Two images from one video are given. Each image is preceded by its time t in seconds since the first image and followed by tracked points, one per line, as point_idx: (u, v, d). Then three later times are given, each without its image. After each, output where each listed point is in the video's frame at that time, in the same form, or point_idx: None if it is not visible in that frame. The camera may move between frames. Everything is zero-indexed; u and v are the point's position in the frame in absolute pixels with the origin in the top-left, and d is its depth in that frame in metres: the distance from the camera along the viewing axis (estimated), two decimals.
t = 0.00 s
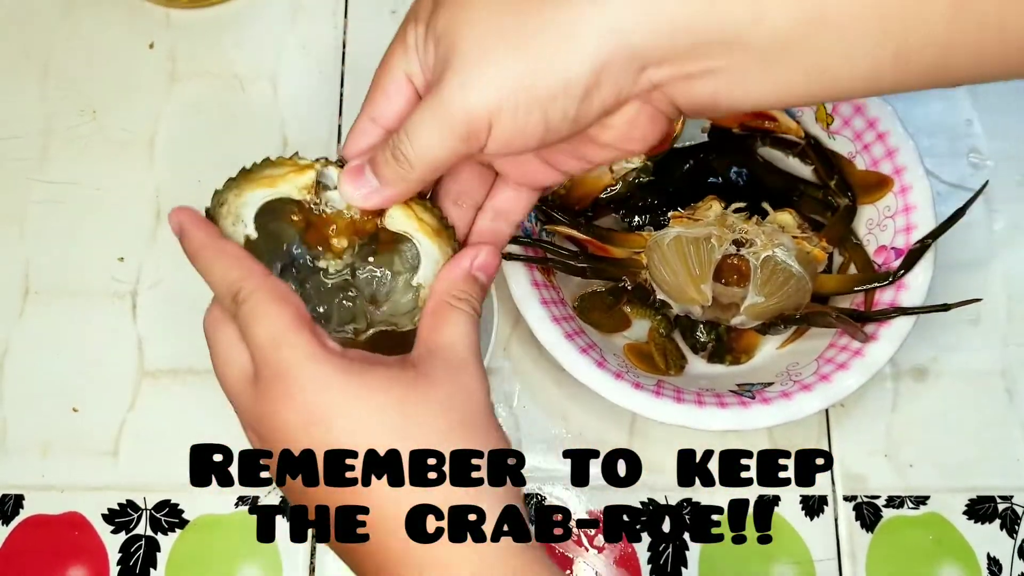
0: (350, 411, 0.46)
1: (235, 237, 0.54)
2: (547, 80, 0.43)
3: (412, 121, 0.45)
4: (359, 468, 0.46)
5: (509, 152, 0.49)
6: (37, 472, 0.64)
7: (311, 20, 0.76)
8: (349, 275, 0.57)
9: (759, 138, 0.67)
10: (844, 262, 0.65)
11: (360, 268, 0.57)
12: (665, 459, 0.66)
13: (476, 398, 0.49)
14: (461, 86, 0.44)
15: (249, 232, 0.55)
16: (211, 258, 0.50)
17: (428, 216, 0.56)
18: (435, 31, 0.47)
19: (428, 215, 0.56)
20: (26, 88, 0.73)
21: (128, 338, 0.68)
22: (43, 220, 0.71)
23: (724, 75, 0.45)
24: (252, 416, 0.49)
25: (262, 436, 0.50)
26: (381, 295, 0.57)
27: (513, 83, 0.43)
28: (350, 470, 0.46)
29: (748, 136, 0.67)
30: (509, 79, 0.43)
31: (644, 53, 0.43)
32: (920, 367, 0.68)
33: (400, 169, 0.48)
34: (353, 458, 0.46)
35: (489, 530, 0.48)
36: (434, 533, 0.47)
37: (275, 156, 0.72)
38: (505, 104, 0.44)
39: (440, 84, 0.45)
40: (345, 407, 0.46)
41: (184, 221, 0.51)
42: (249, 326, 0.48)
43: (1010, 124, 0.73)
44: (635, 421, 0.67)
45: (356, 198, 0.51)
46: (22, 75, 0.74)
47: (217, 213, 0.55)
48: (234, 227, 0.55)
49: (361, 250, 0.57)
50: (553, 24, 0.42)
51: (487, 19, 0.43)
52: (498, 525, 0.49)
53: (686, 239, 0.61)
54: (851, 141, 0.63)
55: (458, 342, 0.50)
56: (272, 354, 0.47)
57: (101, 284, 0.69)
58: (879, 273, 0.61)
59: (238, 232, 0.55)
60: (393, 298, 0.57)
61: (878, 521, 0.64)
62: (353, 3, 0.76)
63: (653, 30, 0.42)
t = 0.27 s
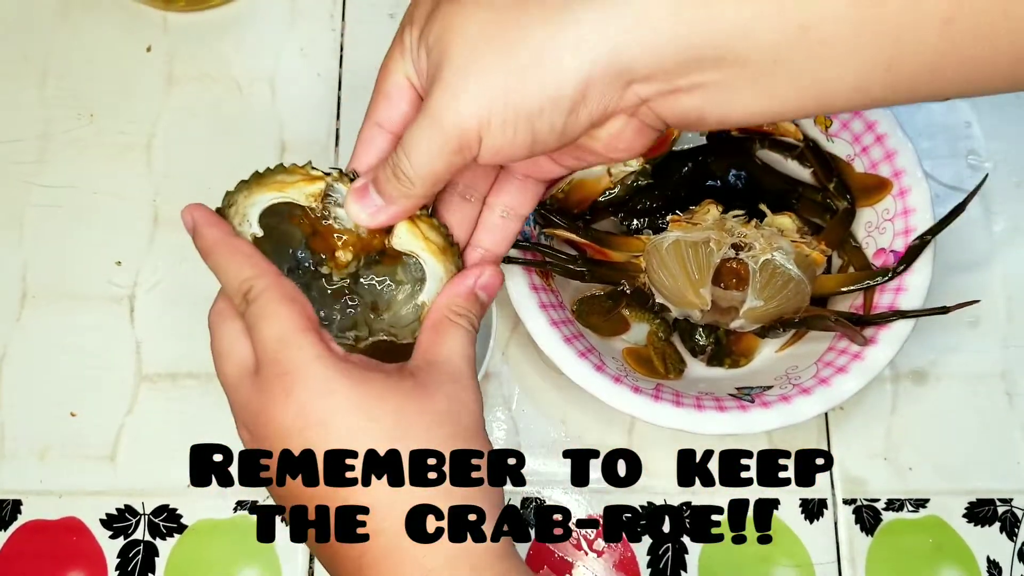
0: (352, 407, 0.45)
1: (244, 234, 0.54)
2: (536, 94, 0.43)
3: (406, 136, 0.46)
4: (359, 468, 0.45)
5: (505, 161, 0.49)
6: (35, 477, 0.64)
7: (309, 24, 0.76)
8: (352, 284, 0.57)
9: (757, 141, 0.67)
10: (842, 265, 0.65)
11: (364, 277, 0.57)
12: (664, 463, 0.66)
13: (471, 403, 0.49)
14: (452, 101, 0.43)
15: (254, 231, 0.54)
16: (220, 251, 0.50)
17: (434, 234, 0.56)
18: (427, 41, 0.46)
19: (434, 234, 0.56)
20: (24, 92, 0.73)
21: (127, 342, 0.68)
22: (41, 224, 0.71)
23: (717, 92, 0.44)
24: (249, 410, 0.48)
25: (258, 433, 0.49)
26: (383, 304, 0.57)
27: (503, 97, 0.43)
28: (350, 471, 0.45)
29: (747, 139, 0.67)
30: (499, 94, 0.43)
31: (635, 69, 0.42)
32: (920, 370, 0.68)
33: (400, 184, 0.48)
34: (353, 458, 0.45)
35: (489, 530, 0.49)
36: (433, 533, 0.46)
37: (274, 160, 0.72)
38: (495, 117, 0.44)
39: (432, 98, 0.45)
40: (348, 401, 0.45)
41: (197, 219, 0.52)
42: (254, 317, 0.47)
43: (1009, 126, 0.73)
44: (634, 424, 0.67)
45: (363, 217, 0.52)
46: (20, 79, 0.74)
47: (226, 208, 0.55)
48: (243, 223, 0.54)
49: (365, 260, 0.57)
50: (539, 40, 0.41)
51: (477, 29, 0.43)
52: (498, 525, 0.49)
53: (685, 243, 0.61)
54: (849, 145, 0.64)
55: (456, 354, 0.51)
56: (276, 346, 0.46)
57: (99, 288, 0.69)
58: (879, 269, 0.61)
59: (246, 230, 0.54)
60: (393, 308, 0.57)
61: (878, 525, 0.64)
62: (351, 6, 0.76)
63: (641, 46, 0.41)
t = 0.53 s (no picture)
0: (373, 390, 0.45)
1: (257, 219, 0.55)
2: (541, 129, 0.43)
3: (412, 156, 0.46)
4: (359, 469, 0.45)
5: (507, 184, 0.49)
6: (34, 481, 0.64)
7: (308, 26, 0.76)
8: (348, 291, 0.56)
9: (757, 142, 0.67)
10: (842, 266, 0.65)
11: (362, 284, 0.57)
12: (664, 465, 0.66)
13: (481, 397, 0.49)
14: (457, 127, 0.43)
15: (269, 216, 0.55)
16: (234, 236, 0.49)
17: (435, 245, 0.57)
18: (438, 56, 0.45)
19: (436, 245, 0.57)
20: (22, 95, 0.73)
21: (126, 345, 0.68)
22: (39, 227, 0.70)
23: (715, 126, 0.44)
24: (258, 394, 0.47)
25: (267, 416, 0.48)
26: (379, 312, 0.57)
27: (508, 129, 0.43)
28: (350, 471, 0.45)
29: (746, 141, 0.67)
30: (506, 126, 0.43)
31: (641, 109, 0.43)
32: (920, 371, 0.68)
33: (405, 199, 0.49)
34: (353, 458, 0.45)
35: (489, 530, 0.48)
36: (434, 533, 0.46)
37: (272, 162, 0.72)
38: (500, 148, 0.44)
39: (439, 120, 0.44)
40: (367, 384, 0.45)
41: (211, 205, 0.50)
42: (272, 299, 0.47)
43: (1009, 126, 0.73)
44: (634, 426, 0.67)
45: (366, 224, 0.53)
46: (18, 82, 0.74)
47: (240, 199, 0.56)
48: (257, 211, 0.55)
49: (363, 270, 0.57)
50: (547, 76, 0.41)
51: (486, 55, 0.42)
52: (498, 525, 0.48)
53: (684, 246, 0.61)
54: (849, 146, 0.63)
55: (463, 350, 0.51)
56: (295, 326, 0.46)
57: (98, 291, 0.69)
58: (874, 262, 0.61)
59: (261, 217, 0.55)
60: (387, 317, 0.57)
61: (878, 527, 0.64)
62: (349, 9, 0.76)
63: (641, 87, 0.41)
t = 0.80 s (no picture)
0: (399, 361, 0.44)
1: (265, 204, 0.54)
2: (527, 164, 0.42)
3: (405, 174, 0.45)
4: (358, 469, 0.44)
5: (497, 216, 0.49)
6: (34, 486, 0.64)
7: (307, 30, 0.76)
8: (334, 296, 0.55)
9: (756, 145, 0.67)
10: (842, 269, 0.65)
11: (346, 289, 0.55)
12: (665, 470, 0.65)
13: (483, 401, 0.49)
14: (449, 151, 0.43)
15: (278, 202, 0.55)
16: (247, 214, 0.47)
17: (422, 254, 0.56)
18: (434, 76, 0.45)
19: (422, 254, 0.56)
20: (21, 100, 0.73)
21: (125, 350, 0.68)
22: (38, 232, 0.70)
23: (705, 171, 0.45)
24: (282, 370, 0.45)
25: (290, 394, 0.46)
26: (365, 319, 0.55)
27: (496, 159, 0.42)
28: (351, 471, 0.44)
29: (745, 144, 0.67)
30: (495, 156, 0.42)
31: (633, 157, 0.43)
32: (920, 374, 0.68)
33: (395, 216, 0.48)
34: (353, 457, 0.44)
35: (489, 530, 0.45)
36: (433, 533, 0.45)
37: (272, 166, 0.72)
38: (487, 180, 0.43)
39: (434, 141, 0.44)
40: (399, 358, 0.44)
41: (217, 189, 0.47)
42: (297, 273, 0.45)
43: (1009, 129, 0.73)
44: (634, 430, 0.66)
45: (354, 233, 0.51)
46: (17, 86, 0.73)
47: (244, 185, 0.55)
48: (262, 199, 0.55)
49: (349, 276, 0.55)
50: (546, 110, 0.41)
51: (488, 80, 0.42)
52: (498, 525, 0.45)
53: (685, 251, 0.61)
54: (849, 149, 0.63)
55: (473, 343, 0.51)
56: (324, 301, 0.44)
57: (98, 295, 0.69)
58: (874, 265, 0.62)
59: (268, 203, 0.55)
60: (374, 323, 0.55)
61: (879, 530, 0.64)
62: (348, 13, 0.76)
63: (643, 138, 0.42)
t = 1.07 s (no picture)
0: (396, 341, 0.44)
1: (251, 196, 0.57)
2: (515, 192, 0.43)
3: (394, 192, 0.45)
4: (358, 469, 0.45)
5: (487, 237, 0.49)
6: (32, 488, 0.64)
7: (305, 32, 0.76)
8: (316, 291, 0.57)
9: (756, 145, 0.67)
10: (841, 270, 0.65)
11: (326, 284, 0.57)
12: (665, 471, 0.65)
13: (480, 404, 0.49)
14: (439, 176, 0.43)
15: (263, 196, 0.58)
16: (236, 204, 0.47)
17: (411, 257, 0.57)
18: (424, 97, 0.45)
19: (411, 257, 0.57)
20: (19, 102, 0.73)
21: (124, 352, 0.68)
22: (36, 234, 0.70)
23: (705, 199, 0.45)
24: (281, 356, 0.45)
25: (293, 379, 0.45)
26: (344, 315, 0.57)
27: (485, 184, 0.43)
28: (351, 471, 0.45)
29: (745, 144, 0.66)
30: (485, 183, 0.42)
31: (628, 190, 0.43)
32: (919, 375, 0.68)
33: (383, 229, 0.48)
34: (354, 458, 0.45)
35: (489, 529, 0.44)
36: (433, 533, 0.45)
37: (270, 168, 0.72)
38: (478, 207, 0.44)
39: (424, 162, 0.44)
40: (399, 337, 0.44)
41: (203, 186, 0.47)
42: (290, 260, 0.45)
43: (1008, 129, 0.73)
44: (633, 431, 0.66)
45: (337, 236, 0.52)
46: (15, 89, 0.73)
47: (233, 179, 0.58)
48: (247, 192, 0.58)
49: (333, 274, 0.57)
50: (539, 142, 0.41)
51: (481, 107, 0.42)
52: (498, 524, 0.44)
53: (683, 252, 0.61)
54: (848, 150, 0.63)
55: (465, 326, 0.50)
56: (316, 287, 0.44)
57: (96, 298, 0.69)
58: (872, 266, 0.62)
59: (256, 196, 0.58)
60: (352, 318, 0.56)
61: (879, 531, 0.64)
62: (346, 15, 0.76)
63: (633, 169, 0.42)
